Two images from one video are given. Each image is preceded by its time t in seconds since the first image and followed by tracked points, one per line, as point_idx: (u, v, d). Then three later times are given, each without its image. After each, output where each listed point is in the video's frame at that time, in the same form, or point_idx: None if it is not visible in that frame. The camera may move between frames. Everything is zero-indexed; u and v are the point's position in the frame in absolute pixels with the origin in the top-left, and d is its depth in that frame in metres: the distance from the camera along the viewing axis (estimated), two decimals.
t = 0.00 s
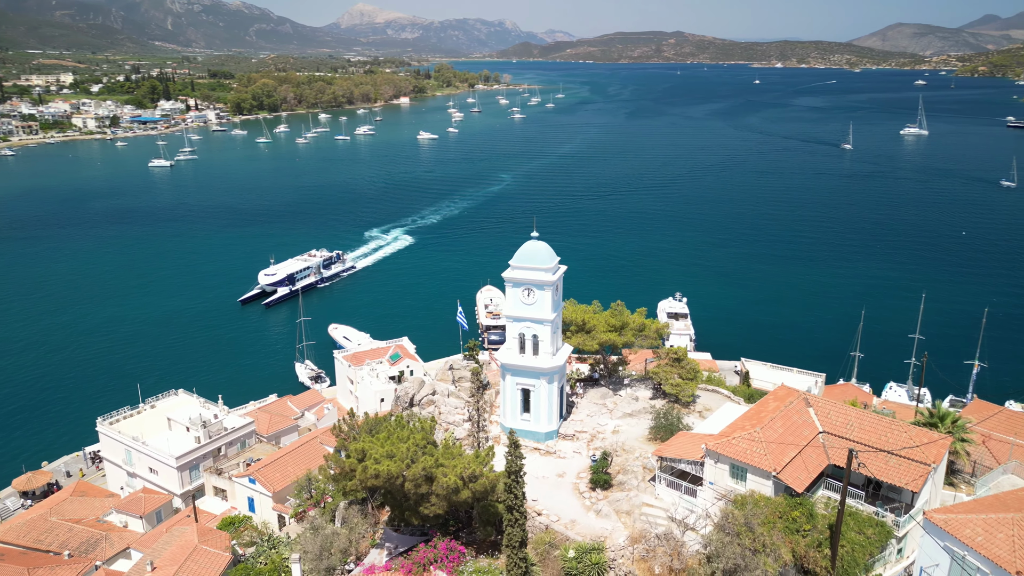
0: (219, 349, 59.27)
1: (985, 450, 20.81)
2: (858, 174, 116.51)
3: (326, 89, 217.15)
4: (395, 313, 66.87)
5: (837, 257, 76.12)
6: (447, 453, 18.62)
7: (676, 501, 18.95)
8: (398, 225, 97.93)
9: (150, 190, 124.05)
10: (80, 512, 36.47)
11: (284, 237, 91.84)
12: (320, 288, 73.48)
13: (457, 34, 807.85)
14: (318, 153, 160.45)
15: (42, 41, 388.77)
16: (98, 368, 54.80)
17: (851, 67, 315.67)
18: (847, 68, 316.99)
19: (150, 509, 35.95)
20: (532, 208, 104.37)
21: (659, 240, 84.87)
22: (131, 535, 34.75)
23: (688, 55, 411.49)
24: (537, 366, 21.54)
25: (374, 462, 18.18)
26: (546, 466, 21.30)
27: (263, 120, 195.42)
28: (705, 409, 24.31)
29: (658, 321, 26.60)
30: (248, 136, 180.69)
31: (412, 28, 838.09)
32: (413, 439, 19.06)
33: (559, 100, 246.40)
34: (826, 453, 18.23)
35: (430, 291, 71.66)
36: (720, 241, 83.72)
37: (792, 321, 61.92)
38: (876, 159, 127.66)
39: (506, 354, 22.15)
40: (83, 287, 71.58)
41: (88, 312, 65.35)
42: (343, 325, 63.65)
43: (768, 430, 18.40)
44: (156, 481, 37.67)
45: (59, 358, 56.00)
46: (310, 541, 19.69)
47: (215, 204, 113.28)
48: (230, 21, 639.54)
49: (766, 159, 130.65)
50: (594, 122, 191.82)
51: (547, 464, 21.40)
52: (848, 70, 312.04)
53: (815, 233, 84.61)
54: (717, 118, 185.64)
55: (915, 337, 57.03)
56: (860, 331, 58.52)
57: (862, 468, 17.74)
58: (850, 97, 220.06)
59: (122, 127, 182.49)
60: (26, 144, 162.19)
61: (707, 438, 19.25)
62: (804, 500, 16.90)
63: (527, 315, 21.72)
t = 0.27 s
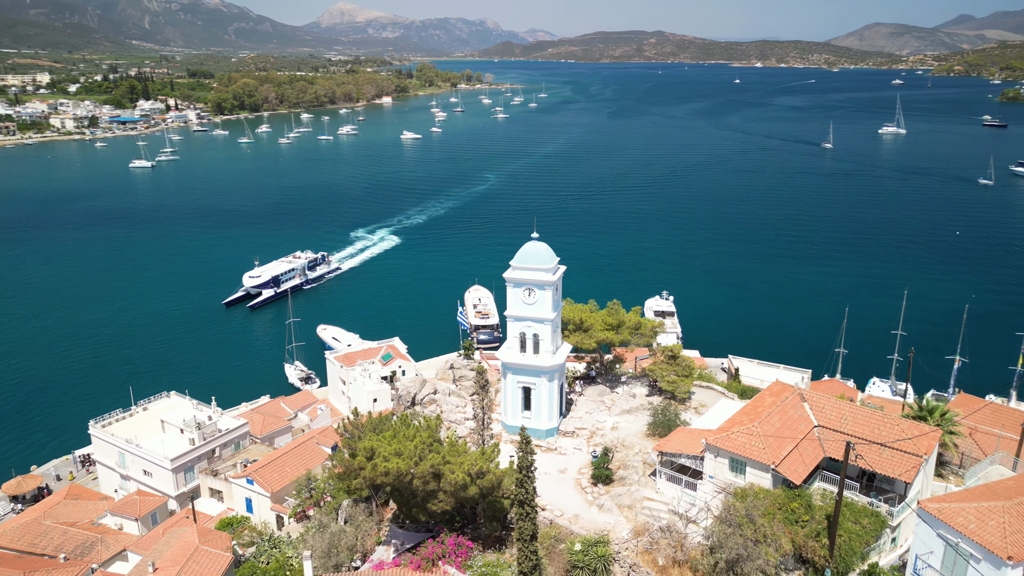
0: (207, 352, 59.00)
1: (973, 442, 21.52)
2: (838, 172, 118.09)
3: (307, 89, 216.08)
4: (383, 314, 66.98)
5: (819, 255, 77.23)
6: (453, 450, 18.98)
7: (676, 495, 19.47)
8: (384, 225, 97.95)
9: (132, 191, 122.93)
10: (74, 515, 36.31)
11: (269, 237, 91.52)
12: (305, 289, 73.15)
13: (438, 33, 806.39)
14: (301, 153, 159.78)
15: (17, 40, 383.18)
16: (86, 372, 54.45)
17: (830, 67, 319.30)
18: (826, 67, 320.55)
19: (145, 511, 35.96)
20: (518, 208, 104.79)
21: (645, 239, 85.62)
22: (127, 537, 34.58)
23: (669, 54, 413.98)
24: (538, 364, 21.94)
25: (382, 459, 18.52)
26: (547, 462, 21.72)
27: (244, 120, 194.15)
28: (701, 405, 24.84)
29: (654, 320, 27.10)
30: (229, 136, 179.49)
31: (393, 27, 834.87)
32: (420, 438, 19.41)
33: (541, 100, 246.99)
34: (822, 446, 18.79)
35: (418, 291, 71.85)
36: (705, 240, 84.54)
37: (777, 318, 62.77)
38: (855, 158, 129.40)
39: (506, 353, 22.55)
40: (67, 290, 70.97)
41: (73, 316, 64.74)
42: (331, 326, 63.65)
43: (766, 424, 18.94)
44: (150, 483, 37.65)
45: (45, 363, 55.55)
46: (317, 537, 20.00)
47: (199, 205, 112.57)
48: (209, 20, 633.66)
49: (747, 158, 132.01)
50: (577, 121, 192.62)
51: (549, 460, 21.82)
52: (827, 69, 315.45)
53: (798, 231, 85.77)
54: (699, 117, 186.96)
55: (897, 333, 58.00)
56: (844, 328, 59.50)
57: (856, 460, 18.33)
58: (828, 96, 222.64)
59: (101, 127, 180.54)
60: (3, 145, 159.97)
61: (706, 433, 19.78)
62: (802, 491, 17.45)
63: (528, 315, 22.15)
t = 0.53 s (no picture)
0: (194, 355, 58.75)
1: (960, 434, 22.25)
2: (820, 171, 119.57)
3: (289, 89, 214.79)
4: (372, 314, 67.05)
5: (802, 253, 78.28)
6: (459, 447, 19.33)
7: (677, 488, 19.96)
8: (370, 225, 97.93)
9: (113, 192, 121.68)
10: (68, 518, 36.15)
11: (255, 238, 91.17)
12: (290, 291, 72.86)
13: (419, 32, 804.02)
14: (284, 153, 158.96)
15: None
16: (73, 377, 54.08)
17: (809, 67, 322.43)
18: (805, 67, 323.76)
19: (141, 513, 35.90)
20: (504, 208, 105.13)
21: (631, 238, 86.29)
22: (122, 540, 34.47)
23: (650, 53, 416.01)
24: (539, 362, 22.33)
25: (391, 457, 18.85)
26: (548, 458, 22.15)
27: (226, 120, 192.69)
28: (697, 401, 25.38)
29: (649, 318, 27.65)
30: (211, 136, 178.09)
31: (374, 26, 831.17)
32: (426, 436, 19.74)
33: (524, 99, 247.40)
34: (818, 439, 19.35)
35: (406, 291, 72.01)
36: (690, 239, 85.31)
37: (763, 316, 63.62)
38: (836, 157, 130.99)
39: (508, 351, 22.94)
40: (52, 293, 70.36)
41: (57, 320, 64.19)
42: (320, 327, 63.64)
43: (764, 419, 19.48)
44: (145, 485, 37.60)
45: (32, 367, 55.13)
46: (326, 534, 20.29)
47: (182, 206, 111.80)
48: (188, 19, 627.32)
49: (730, 157, 133.21)
50: (561, 121, 193.25)
51: (550, 457, 22.24)
52: (806, 69, 318.52)
53: (781, 230, 86.85)
54: (681, 117, 188.26)
55: (881, 330, 59.03)
56: (829, 325, 60.42)
57: (852, 453, 18.90)
58: (809, 96, 224.90)
59: (80, 127, 178.39)
60: None
61: (705, 429, 20.28)
62: (800, 483, 18.00)
63: (529, 314, 22.54)
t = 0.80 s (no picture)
0: (182, 358, 58.47)
1: (949, 426, 22.94)
2: (801, 170, 120.98)
3: (270, 89, 213.61)
4: (361, 316, 67.08)
5: (785, 251, 79.36)
6: (466, 445, 19.71)
7: (676, 482, 20.46)
8: (357, 225, 97.95)
9: (95, 193, 120.54)
10: (63, 522, 35.97)
11: (240, 239, 90.82)
12: (275, 294, 72.42)
13: (400, 32, 801.96)
14: (266, 153, 158.26)
15: None
16: (60, 381, 53.74)
17: (789, 66, 325.63)
18: (785, 66, 326.85)
19: (137, 516, 35.67)
20: (490, 207, 105.50)
21: (616, 238, 86.99)
22: (118, 542, 34.37)
23: (632, 53, 418.00)
24: (541, 360, 22.72)
25: (401, 455, 19.18)
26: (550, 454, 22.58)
27: (207, 120, 191.29)
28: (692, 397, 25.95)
29: (644, 316, 28.21)
30: (192, 137, 176.75)
31: (355, 24, 827.19)
32: (433, 434, 20.09)
33: (507, 99, 247.85)
34: (814, 433, 19.89)
35: (394, 292, 72.18)
36: (675, 238, 86.06)
37: (748, 313, 64.49)
38: (816, 156, 132.64)
39: (508, 350, 23.35)
40: (36, 297, 69.78)
41: (41, 324, 63.60)
42: (309, 328, 63.64)
43: (761, 414, 20.02)
44: (140, 488, 37.55)
45: (17, 373, 54.67)
46: (334, 530, 20.61)
47: (165, 207, 111.08)
48: (166, 18, 620.87)
49: (713, 157, 134.33)
50: (544, 120, 193.95)
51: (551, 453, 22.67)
52: (786, 68, 321.52)
53: (764, 228, 88.01)
54: (663, 117, 189.50)
55: (864, 326, 60.02)
56: (813, 322, 61.37)
57: (848, 445, 19.46)
58: (789, 95, 227.08)
59: (58, 128, 176.34)
60: None
61: (704, 424, 20.80)
62: (798, 477, 18.54)
63: (529, 313, 22.96)
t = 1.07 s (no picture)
0: (170, 361, 58.23)
1: (937, 420, 23.64)
2: (782, 169, 122.38)
3: (251, 89, 212.17)
4: (349, 317, 67.12)
5: (769, 249, 80.39)
6: (472, 442, 20.12)
7: (676, 477, 20.97)
8: (342, 226, 97.83)
9: (75, 195, 119.28)
10: (57, 525, 35.78)
11: (225, 241, 90.39)
12: (260, 296, 72.06)
13: (381, 31, 798.66)
14: (248, 154, 157.35)
15: None
16: (48, 386, 53.37)
17: (768, 66, 328.34)
18: (764, 66, 329.88)
19: (132, 518, 35.69)
20: (475, 207, 105.76)
21: (602, 237, 87.59)
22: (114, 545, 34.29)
23: (613, 53, 419.51)
24: (541, 359, 23.14)
25: (409, 452, 19.55)
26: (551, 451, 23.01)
27: (187, 121, 189.67)
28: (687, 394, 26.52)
29: (641, 315, 28.75)
30: (172, 137, 175.19)
31: (336, 25, 823.23)
32: (439, 432, 20.47)
33: (490, 99, 247.90)
34: (809, 427, 20.47)
35: (383, 293, 72.29)
36: (661, 237, 86.78)
37: (734, 310, 65.31)
38: (797, 155, 134.19)
39: (509, 349, 23.76)
40: (20, 301, 69.12)
41: (25, 329, 62.94)
42: (298, 329, 63.58)
43: (758, 409, 20.57)
44: (135, 490, 37.48)
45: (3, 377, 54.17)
46: (341, 528, 20.89)
47: (148, 208, 110.24)
48: (143, 17, 613.78)
49: (695, 156, 135.42)
50: (527, 120, 194.44)
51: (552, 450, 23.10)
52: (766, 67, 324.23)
53: (747, 227, 89.01)
54: (646, 116, 190.55)
55: (848, 323, 61.02)
56: (799, 320, 62.30)
57: (843, 438, 20.05)
58: (769, 94, 229.36)
59: (36, 129, 174.12)
60: None
61: (703, 419, 21.32)
62: (796, 470, 19.09)
63: (529, 313, 23.39)
